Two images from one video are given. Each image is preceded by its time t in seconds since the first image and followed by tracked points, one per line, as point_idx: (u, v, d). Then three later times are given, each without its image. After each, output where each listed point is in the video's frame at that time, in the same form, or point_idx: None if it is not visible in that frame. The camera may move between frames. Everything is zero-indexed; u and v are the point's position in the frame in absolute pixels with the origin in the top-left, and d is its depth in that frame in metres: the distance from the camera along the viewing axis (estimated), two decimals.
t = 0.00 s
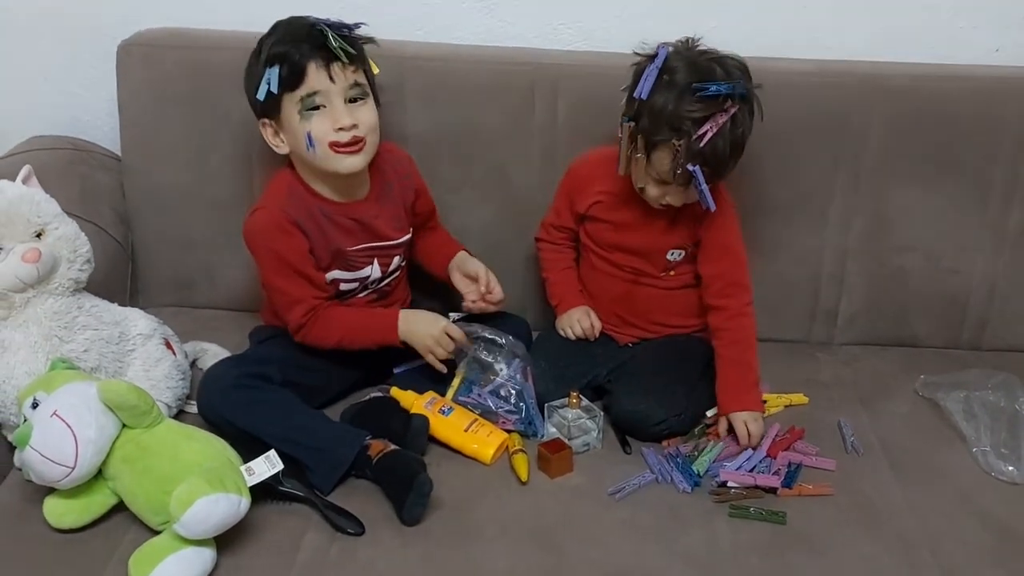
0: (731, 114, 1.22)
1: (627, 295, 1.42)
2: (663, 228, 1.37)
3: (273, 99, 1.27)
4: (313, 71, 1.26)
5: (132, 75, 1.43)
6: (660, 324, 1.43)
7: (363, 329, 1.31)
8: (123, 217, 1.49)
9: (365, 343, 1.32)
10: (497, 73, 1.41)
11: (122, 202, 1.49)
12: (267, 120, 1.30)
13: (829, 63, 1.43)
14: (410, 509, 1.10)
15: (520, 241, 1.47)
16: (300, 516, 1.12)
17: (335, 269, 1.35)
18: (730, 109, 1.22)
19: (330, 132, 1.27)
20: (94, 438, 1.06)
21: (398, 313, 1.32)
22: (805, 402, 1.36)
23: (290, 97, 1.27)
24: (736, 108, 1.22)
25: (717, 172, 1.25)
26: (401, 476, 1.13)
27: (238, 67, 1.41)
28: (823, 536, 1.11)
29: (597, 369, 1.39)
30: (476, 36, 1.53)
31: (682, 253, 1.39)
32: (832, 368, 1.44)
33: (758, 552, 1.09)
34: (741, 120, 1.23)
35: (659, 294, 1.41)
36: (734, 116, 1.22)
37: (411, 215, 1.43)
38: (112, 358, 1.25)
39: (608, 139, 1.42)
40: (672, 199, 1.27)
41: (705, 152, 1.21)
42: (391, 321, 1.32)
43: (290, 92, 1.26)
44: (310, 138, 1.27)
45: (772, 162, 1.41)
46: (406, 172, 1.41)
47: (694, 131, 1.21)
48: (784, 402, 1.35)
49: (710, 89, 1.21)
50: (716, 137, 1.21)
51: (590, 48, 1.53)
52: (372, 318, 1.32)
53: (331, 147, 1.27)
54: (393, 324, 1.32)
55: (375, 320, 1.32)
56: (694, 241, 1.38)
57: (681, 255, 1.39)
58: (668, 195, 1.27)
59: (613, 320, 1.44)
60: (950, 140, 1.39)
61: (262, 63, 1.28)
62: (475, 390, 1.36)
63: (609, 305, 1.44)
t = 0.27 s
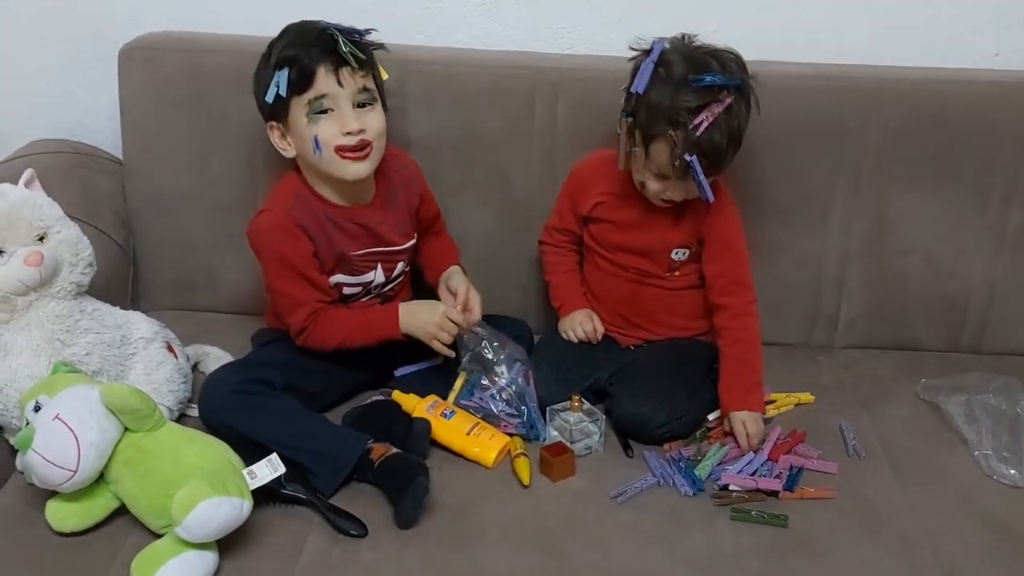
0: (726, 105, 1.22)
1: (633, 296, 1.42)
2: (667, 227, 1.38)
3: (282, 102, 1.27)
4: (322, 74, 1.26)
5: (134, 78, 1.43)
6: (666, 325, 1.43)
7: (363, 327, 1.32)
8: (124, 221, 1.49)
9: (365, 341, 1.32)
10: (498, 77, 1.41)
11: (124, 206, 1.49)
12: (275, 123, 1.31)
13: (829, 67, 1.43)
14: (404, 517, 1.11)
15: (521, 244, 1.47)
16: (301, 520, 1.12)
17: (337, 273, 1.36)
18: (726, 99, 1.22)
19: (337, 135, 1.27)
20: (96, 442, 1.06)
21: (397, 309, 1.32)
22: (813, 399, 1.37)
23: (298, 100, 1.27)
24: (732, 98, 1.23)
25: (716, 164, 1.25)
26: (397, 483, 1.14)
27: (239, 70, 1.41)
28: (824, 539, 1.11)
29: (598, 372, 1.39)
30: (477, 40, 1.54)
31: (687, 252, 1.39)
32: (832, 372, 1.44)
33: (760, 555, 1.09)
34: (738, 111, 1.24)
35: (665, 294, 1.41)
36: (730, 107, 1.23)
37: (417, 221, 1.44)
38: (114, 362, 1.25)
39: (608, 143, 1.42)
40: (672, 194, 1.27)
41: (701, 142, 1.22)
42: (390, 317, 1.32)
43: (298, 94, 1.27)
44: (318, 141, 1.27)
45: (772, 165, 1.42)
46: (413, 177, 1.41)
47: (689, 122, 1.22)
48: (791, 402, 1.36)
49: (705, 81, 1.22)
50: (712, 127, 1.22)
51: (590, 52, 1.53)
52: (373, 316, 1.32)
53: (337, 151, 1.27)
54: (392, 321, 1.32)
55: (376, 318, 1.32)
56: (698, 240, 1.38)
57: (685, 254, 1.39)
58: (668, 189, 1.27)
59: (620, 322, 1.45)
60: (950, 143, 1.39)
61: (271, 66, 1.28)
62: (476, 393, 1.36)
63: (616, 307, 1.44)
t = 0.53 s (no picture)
0: (703, 94, 1.24)
1: (633, 300, 1.42)
2: (666, 231, 1.37)
3: (283, 107, 1.28)
4: (325, 80, 1.26)
5: (134, 82, 1.43)
6: (666, 329, 1.43)
7: (362, 337, 1.32)
8: (124, 224, 1.49)
9: (362, 351, 1.32)
10: (498, 81, 1.41)
11: (124, 209, 1.50)
12: (276, 127, 1.31)
13: (829, 72, 1.43)
14: (403, 518, 1.11)
15: (521, 248, 1.47)
16: (301, 524, 1.12)
17: (337, 279, 1.36)
18: (701, 88, 1.24)
19: (336, 141, 1.27)
20: (96, 445, 1.06)
21: (395, 326, 1.32)
22: (813, 403, 1.37)
23: (300, 105, 1.27)
24: (708, 90, 1.24)
25: (689, 155, 1.25)
26: (397, 484, 1.14)
27: (239, 75, 1.42)
28: (824, 544, 1.11)
29: (598, 377, 1.40)
30: (477, 44, 1.54)
31: (686, 256, 1.39)
32: (832, 376, 1.44)
33: (759, 559, 1.08)
34: (717, 105, 1.25)
35: (665, 298, 1.41)
36: (707, 97, 1.24)
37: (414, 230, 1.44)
38: (114, 366, 1.25)
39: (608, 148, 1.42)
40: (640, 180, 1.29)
41: (671, 125, 1.24)
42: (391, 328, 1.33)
43: (300, 100, 1.27)
44: (315, 147, 1.27)
45: (772, 170, 1.42)
46: (412, 182, 1.41)
47: (658, 103, 1.25)
48: (792, 406, 1.36)
49: (685, 66, 1.25)
50: (678, 111, 1.24)
51: (590, 57, 1.53)
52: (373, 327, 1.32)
53: (333, 157, 1.27)
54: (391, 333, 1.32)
55: (374, 327, 1.32)
56: (696, 243, 1.38)
57: (684, 258, 1.39)
58: (641, 177, 1.28)
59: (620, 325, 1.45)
60: (948, 148, 1.40)
61: (273, 70, 1.29)
62: (476, 398, 1.36)
63: (616, 310, 1.44)
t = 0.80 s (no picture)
0: (679, 61, 1.28)
1: (633, 301, 1.42)
2: (669, 232, 1.37)
3: (277, 108, 1.28)
4: (318, 83, 1.26)
5: (133, 82, 1.43)
6: (664, 332, 1.43)
7: (352, 350, 1.31)
8: (123, 225, 1.49)
9: (353, 364, 1.32)
10: (498, 82, 1.41)
11: (122, 209, 1.49)
12: (269, 129, 1.31)
13: (829, 73, 1.43)
14: (399, 504, 1.11)
15: (520, 249, 1.47)
16: (300, 525, 1.12)
17: (331, 279, 1.36)
18: (683, 58, 1.29)
19: (327, 145, 1.27)
20: (95, 446, 1.06)
21: (386, 342, 1.32)
22: (810, 407, 1.37)
23: (294, 107, 1.27)
24: (686, 63, 1.28)
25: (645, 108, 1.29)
26: (393, 471, 1.15)
27: (239, 75, 1.42)
28: (824, 545, 1.11)
29: (597, 379, 1.40)
30: (477, 45, 1.54)
31: (689, 257, 1.39)
32: (831, 377, 1.44)
33: (759, 561, 1.08)
34: (691, 79, 1.28)
35: (665, 300, 1.41)
36: (683, 66, 1.28)
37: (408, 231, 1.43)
38: (113, 367, 1.25)
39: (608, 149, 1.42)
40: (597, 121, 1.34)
41: (639, 74, 1.29)
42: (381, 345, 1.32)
43: (294, 102, 1.27)
44: (308, 150, 1.27)
45: (771, 171, 1.42)
46: (405, 184, 1.41)
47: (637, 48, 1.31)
48: (791, 407, 1.36)
49: (686, 38, 1.30)
50: (647, 60, 1.29)
51: (590, 58, 1.53)
52: (365, 342, 1.32)
53: (325, 159, 1.27)
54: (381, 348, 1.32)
55: (366, 339, 1.32)
56: (699, 245, 1.38)
57: (687, 259, 1.39)
58: (607, 127, 1.33)
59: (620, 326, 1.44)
60: (948, 149, 1.40)
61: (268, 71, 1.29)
62: (475, 399, 1.36)
63: (616, 311, 1.44)
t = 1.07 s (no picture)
0: (669, 61, 1.29)
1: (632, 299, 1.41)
2: (668, 227, 1.37)
3: (267, 105, 1.28)
4: (308, 81, 1.26)
5: (131, 83, 1.43)
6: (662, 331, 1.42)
7: (348, 353, 1.31)
8: (119, 226, 1.48)
9: (349, 368, 1.32)
10: (495, 83, 1.41)
11: (118, 211, 1.49)
12: (259, 122, 1.31)
13: (826, 75, 1.43)
14: (388, 499, 1.12)
15: (517, 250, 1.47)
16: (296, 527, 1.12)
17: (325, 276, 1.36)
18: (673, 59, 1.29)
19: (316, 142, 1.27)
20: (91, 448, 1.06)
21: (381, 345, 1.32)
22: (807, 407, 1.37)
23: (284, 105, 1.27)
24: (676, 62, 1.29)
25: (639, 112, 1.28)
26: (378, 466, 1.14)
27: (236, 76, 1.41)
28: (821, 547, 1.11)
29: (595, 379, 1.40)
30: (474, 47, 1.54)
31: (688, 254, 1.39)
32: (828, 379, 1.44)
33: (756, 562, 1.08)
34: (682, 77, 1.28)
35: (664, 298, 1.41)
36: (672, 66, 1.28)
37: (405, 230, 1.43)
38: (109, 368, 1.25)
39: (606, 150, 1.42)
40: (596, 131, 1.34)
41: (632, 79, 1.29)
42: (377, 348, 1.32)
43: (284, 99, 1.27)
44: (297, 147, 1.27)
45: (769, 172, 1.42)
46: (400, 182, 1.41)
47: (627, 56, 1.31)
48: (788, 408, 1.36)
49: (672, 40, 1.31)
50: (638, 65, 1.29)
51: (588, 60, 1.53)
52: (361, 344, 1.32)
53: (313, 156, 1.27)
54: (377, 351, 1.31)
55: (362, 341, 1.32)
56: (698, 242, 1.38)
57: (686, 256, 1.39)
58: (607, 136, 1.32)
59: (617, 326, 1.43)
60: (945, 151, 1.40)
61: (258, 67, 1.29)
62: (471, 400, 1.36)
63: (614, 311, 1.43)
